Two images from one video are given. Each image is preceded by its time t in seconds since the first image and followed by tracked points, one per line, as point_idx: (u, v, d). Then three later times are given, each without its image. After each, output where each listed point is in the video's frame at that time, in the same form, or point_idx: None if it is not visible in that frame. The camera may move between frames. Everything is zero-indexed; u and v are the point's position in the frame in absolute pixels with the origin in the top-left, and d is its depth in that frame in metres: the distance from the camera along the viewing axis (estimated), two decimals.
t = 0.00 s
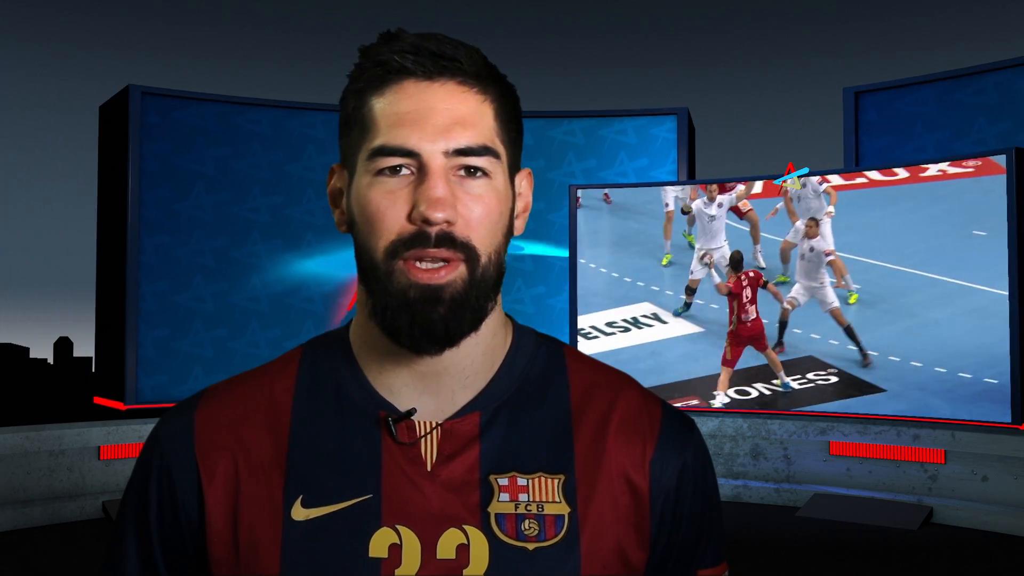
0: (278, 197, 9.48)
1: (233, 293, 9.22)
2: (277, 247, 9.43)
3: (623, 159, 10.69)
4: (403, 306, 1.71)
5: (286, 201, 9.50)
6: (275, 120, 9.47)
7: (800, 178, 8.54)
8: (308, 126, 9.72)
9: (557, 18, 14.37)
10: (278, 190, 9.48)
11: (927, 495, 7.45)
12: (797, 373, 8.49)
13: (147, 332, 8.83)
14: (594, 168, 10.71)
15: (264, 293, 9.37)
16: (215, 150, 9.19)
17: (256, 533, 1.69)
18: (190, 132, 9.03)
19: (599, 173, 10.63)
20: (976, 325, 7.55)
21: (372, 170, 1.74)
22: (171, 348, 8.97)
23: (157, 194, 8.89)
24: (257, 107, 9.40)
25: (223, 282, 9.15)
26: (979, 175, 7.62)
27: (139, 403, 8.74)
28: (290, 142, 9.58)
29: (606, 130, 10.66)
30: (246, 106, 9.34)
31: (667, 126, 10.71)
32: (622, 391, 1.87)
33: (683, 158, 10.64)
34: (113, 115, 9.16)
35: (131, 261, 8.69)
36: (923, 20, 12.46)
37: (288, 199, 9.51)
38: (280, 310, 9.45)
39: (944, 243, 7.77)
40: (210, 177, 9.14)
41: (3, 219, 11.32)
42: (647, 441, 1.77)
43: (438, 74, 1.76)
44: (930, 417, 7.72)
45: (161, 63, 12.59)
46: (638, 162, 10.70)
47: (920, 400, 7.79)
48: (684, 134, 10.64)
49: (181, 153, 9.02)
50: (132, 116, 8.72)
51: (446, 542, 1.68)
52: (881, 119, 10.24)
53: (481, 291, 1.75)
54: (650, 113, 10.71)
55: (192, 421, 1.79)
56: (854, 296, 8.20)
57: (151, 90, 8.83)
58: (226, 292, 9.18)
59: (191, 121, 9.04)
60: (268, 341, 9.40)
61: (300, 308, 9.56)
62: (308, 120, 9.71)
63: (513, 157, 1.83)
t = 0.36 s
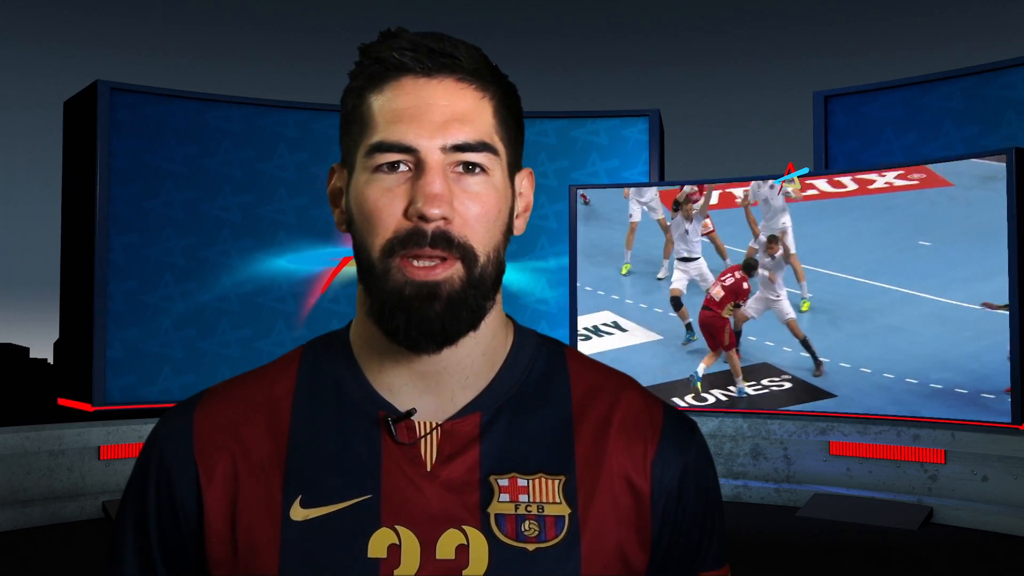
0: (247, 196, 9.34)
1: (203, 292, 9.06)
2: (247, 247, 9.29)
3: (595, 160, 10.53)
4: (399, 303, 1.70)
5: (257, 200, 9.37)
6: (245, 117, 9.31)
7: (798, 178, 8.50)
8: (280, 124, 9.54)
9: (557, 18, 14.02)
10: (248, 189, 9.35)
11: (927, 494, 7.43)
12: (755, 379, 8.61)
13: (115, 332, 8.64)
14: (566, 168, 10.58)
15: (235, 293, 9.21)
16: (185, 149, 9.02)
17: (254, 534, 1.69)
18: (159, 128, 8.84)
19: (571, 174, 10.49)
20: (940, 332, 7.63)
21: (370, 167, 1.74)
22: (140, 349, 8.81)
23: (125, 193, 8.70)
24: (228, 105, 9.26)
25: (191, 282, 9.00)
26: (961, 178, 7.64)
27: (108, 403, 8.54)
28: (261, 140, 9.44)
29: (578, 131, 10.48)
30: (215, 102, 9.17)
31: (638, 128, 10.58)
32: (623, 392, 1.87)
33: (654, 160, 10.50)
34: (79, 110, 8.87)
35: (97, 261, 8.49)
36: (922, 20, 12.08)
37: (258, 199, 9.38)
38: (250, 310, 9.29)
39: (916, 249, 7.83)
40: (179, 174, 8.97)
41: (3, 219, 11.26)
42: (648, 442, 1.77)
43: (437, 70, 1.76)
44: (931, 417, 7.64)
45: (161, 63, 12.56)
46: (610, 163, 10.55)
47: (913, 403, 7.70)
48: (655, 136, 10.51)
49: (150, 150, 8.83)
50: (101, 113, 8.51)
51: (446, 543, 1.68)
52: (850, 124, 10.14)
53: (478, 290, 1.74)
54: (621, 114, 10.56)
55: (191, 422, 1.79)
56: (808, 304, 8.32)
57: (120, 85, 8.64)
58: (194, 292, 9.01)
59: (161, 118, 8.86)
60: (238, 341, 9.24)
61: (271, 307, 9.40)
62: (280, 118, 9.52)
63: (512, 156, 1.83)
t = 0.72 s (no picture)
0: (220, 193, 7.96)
1: (176, 291, 7.76)
2: (220, 246, 7.93)
3: (567, 161, 9.27)
4: (397, 305, 1.70)
5: (229, 197, 8.00)
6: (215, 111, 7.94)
7: (800, 177, 7.64)
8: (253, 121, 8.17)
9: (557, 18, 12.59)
10: (220, 186, 7.97)
11: (927, 494, 7.07)
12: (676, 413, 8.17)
13: (79, 333, 7.39)
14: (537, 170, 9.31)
15: (208, 291, 7.89)
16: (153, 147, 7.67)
17: (252, 534, 1.69)
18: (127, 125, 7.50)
19: (541, 176, 9.21)
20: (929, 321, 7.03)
21: (367, 168, 1.74)
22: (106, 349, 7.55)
23: (92, 190, 7.39)
24: (199, 101, 7.90)
25: (162, 281, 7.70)
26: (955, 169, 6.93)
27: (75, 405, 7.37)
28: (232, 136, 8.04)
29: (549, 131, 9.24)
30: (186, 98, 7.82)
31: (611, 129, 9.36)
32: (623, 393, 1.87)
33: (628, 161, 9.30)
34: (46, 102, 7.67)
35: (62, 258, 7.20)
36: (923, 21, 10.91)
37: (231, 196, 8.01)
38: (223, 310, 7.96)
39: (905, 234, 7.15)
40: (149, 171, 7.64)
41: None
42: (648, 443, 1.77)
43: (435, 71, 1.76)
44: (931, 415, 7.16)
45: (161, 63, 11.14)
46: (580, 165, 9.30)
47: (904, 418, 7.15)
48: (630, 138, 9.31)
49: (121, 146, 7.52)
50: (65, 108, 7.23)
51: (445, 544, 1.68)
52: (821, 127, 9.01)
53: (476, 291, 1.74)
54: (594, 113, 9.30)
55: (188, 423, 1.78)
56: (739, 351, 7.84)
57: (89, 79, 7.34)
58: (165, 291, 7.71)
59: (130, 116, 7.53)
60: (211, 344, 7.94)
61: (243, 307, 8.06)
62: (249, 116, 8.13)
63: (510, 156, 1.83)
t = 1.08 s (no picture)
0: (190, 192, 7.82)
1: (143, 290, 7.61)
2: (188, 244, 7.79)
3: (539, 162, 9.20)
4: (396, 305, 1.70)
5: (199, 196, 7.85)
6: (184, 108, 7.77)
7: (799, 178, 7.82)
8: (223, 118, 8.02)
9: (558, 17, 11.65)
10: (190, 184, 7.82)
11: (926, 495, 7.04)
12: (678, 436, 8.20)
13: (47, 333, 7.21)
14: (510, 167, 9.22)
15: (177, 291, 7.76)
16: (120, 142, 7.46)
17: (251, 534, 1.69)
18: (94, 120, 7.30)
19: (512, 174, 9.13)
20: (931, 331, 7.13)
21: (365, 168, 1.74)
22: (74, 349, 7.39)
23: (57, 185, 7.17)
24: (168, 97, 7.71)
25: (131, 281, 7.54)
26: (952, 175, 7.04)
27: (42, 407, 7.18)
28: (202, 134, 7.89)
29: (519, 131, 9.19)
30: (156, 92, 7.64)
31: (584, 129, 9.29)
32: (623, 394, 1.87)
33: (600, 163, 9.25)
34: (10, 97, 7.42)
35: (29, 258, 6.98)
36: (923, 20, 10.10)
37: (200, 195, 7.86)
38: (192, 310, 7.85)
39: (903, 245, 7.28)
40: (116, 168, 7.45)
41: None
42: (648, 443, 1.77)
43: (431, 71, 1.76)
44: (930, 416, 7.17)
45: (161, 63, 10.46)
46: (553, 166, 9.24)
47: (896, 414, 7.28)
48: (602, 139, 9.24)
49: (88, 143, 7.32)
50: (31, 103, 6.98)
51: (444, 545, 1.68)
52: (790, 129, 9.12)
53: (474, 291, 1.74)
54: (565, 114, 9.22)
55: (186, 424, 1.78)
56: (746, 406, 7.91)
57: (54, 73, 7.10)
58: (133, 291, 7.56)
59: (98, 110, 7.33)
60: (178, 343, 7.82)
61: (213, 306, 7.95)
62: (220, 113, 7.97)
63: (508, 154, 1.83)
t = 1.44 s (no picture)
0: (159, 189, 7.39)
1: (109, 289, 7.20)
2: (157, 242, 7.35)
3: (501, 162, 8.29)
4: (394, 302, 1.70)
5: (168, 193, 7.41)
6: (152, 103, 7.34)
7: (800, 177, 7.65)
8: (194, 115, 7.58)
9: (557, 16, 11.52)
10: (159, 181, 7.39)
11: (926, 494, 7.03)
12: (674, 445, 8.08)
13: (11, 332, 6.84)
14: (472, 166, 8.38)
15: (144, 290, 7.33)
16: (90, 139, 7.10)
17: (252, 534, 1.69)
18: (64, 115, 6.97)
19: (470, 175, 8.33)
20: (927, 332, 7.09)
21: (364, 166, 1.74)
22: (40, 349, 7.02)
23: (26, 182, 6.86)
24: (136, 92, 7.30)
25: (96, 279, 7.13)
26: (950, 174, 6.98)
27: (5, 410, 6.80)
28: (171, 131, 7.45)
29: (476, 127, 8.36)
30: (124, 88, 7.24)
31: (556, 130, 8.30)
32: (622, 393, 1.86)
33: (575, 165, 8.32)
34: None
35: None
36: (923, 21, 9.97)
37: (170, 192, 7.42)
38: (162, 308, 7.41)
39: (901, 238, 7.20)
40: (84, 165, 7.09)
41: None
42: (647, 442, 1.77)
43: (431, 70, 1.76)
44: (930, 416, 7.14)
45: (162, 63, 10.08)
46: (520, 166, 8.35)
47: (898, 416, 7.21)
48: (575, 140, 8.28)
49: (53, 138, 6.97)
50: None
51: (444, 543, 1.68)
52: (763, 133, 8.91)
53: (473, 289, 1.74)
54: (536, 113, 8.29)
55: (187, 427, 1.78)
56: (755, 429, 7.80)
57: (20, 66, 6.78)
58: (99, 290, 7.15)
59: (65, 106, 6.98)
60: (148, 343, 7.39)
61: (182, 306, 7.49)
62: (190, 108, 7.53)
63: (508, 153, 1.83)
